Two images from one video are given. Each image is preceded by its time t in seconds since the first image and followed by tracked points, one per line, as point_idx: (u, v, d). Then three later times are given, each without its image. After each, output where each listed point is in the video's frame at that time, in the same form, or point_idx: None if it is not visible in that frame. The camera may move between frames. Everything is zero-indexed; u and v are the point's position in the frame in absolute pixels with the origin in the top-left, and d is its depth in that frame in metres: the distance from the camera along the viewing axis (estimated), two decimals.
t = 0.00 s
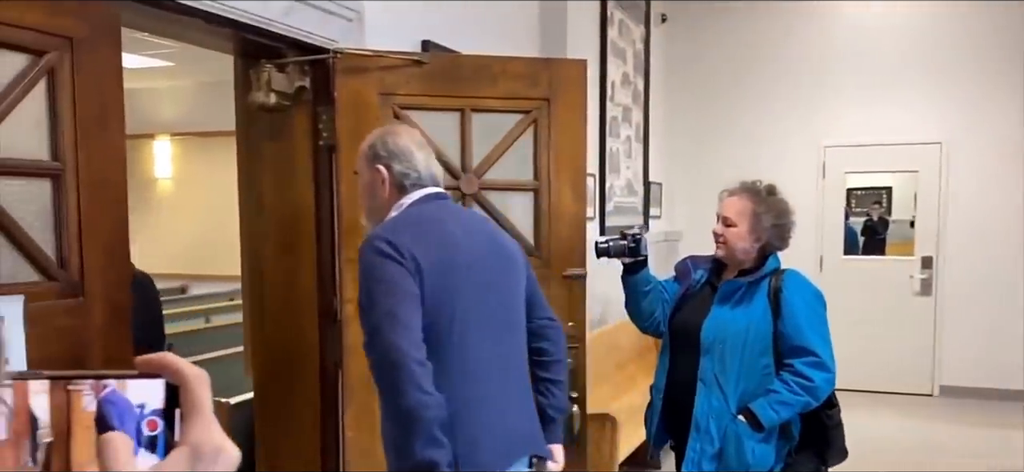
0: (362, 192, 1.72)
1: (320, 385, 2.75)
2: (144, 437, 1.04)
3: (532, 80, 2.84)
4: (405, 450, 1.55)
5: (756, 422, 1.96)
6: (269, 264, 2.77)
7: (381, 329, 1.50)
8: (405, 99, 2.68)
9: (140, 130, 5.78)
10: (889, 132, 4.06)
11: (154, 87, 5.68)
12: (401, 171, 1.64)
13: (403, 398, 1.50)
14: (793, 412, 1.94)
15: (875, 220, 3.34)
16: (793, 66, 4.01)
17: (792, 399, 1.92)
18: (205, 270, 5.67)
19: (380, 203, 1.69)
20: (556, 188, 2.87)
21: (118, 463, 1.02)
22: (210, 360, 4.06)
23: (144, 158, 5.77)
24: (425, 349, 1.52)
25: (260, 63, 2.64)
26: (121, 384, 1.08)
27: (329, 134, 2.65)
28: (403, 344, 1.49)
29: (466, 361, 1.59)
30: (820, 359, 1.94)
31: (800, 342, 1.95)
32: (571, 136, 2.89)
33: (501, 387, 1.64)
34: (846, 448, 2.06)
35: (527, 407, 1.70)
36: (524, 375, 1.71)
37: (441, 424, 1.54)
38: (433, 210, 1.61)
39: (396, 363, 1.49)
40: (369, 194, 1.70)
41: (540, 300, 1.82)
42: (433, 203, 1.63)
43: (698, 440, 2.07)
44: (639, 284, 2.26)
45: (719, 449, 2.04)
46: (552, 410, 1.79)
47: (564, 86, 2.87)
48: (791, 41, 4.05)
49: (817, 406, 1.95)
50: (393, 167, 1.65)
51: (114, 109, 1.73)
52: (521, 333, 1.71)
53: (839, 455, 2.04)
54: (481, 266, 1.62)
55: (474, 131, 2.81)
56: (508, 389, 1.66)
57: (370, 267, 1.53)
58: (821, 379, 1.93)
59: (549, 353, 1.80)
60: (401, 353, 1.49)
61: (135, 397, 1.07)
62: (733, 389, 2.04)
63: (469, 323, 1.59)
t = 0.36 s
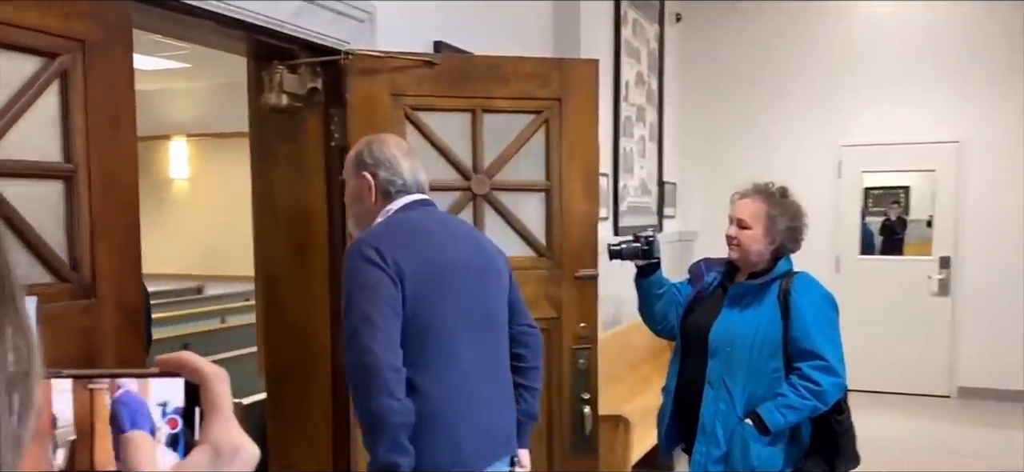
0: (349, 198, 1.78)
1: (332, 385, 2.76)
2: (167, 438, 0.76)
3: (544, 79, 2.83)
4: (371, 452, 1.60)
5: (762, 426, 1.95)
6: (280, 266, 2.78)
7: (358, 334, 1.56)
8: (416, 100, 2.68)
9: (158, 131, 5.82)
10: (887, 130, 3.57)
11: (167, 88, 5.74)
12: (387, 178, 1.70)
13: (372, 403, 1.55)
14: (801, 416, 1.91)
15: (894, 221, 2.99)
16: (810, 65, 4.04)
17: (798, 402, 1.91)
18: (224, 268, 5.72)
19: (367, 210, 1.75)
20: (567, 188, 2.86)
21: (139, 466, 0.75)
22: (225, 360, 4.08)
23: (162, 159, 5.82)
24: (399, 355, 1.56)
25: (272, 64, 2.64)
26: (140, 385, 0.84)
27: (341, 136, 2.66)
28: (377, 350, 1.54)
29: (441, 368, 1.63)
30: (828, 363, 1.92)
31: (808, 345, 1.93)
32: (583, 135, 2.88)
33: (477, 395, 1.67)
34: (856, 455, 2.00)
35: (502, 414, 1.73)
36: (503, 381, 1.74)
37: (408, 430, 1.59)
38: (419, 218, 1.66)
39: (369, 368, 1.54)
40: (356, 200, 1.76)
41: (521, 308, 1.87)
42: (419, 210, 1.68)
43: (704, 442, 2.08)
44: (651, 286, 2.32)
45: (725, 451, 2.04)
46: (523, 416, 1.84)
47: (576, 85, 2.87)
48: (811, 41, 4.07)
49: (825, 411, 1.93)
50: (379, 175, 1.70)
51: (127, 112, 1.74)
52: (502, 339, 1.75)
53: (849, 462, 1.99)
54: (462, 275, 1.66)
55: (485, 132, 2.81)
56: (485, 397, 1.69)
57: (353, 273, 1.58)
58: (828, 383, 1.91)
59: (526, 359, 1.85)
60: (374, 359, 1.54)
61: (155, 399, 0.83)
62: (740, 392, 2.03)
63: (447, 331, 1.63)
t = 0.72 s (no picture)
0: (339, 200, 1.81)
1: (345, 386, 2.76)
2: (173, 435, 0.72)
3: (558, 80, 2.82)
4: (345, 451, 1.62)
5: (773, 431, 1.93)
6: (293, 266, 2.79)
7: (345, 336, 1.58)
8: (428, 101, 2.68)
9: (176, 133, 5.87)
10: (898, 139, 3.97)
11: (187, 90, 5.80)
12: (376, 181, 1.73)
13: (353, 403, 1.58)
14: (812, 421, 1.90)
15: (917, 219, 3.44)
16: (829, 67, 4.36)
17: (811, 407, 1.89)
18: (242, 269, 5.76)
19: (356, 212, 1.78)
20: (581, 189, 2.84)
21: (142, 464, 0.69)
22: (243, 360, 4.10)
23: (180, 161, 5.86)
24: (382, 357, 1.60)
25: (285, 65, 2.66)
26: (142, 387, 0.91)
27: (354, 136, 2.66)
28: (361, 351, 1.57)
29: (423, 371, 1.67)
30: (841, 367, 1.90)
31: (822, 349, 1.91)
32: (597, 135, 2.86)
33: (458, 399, 1.71)
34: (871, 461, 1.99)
35: (479, 419, 1.77)
36: (483, 386, 1.78)
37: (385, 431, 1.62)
38: (410, 223, 1.69)
39: (353, 369, 1.57)
40: (346, 202, 1.78)
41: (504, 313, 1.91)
42: (409, 214, 1.71)
43: (715, 446, 2.06)
44: (668, 289, 2.30)
45: (736, 455, 2.03)
46: (499, 419, 1.88)
47: (591, 85, 2.85)
48: (829, 42, 4.36)
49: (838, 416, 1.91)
50: (369, 177, 1.73)
51: (138, 114, 1.75)
52: (483, 346, 1.79)
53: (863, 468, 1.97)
54: (449, 281, 1.70)
55: (497, 133, 2.81)
56: (466, 400, 1.73)
57: (343, 274, 1.61)
58: (842, 388, 1.89)
59: (505, 364, 1.90)
60: (359, 360, 1.57)
61: (161, 400, 0.88)
62: (752, 396, 2.01)
63: (432, 334, 1.67)
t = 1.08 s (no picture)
0: (325, 200, 1.83)
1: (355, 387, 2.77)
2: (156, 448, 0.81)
3: (570, 82, 2.81)
4: (324, 444, 1.65)
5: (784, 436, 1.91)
6: (303, 268, 2.80)
7: (333, 332, 1.61)
8: (439, 103, 2.68)
9: (197, 135, 5.93)
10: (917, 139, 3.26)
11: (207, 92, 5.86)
12: (362, 181, 1.74)
13: (337, 399, 1.61)
14: (823, 427, 1.87)
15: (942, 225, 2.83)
16: (850, 67, 3.75)
17: (821, 412, 1.87)
18: (261, 270, 5.80)
19: (341, 211, 1.79)
20: (592, 192, 2.83)
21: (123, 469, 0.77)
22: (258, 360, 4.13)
23: (201, 163, 5.93)
24: (369, 355, 1.62)
25: (296, 67, 2.66)
26: (121, 398, 0.85)
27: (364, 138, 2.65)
28: (350, 348, 1.60)
29: (408, 369, 1.69)
30: (853, 372, 1.87)
31: (834, 354, 1.89)
32: (608, 136, 2.85)
33: (442, 396, 1.74)
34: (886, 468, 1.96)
35: (462, 418, 1.80)
36: (465, 385, 1.81)
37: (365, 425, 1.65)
38: (398, 223, 1.72)
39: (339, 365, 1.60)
40: (332, 202, 1.80)
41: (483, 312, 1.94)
42: (395, 214, 1.73)
43: (724, 451, 2.04)
44: (683, 292, 2.32)
45: (746, 460, 2.00)
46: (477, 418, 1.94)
47: (602, 88, 2.84)
48: (847, 41, 3.82)
49: (850, 422, 1.89)
50: (355, 177, 1.75)
51: (147, 117, 1.76)
52: (465, 345, 1.83)
53: None
54: (436, 281, 1.73)
55: (509, 135, 2.80)
56: (450, 398, 1.76)
57: (333, 272, 1.62)
58: (853, 394, 1.86)
59: (482, 364, 1.94)
60: (346, 357, 1.60)
61: (142, 410, 0.84)
62: (762, 401, 1.99)
63: (417, 334, 1.69)
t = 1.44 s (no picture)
0: (314, 200, 1.88)
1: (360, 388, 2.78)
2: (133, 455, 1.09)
3: (576, 83, 2.81)
4: (310, 440, 1.70)
5: (789, 440, 1.90)
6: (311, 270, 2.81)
7: (325, 331, 1.67)
8: (445, 104, 2.68)
9: (213, 136, 5.96)
10: (955, 139, 3.06)
11: (221, 94, 5.90)
12: (352, 181, 1.81)
13: (326, 396, 1.67)
14: (829, 432, 1.85)
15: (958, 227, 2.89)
16: (869, 68, 3.58)
17: (827, 416, 1.85)
18: (272, 271, 5.82)
19: (332, 211, 1.85)
20: (598, 194, 2.83)
21: None
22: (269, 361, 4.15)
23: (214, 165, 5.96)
24: (359, 353, 1.69)
25: (303, 69, 2.63)
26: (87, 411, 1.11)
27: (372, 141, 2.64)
28: (341, 346, 1.67)
29: (395, 367, 1.77)
30: (860, 377, 1.86)
31: (840, 358, 1.88)
32: (614, 138, 2.84)
33: (428, 392, 1.81)
34: None
35: (448, 415, 1.88)
36: (451, 383, 1.89)
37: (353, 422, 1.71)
38: (389, 224, 1.78)
39: (330, 362, 1.67)
40: (323, 203, 1.85)
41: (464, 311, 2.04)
42: (385, 213, 1.80)
43: (730, 455, 2.03)
44: (691, 294, 2.30)
45: (752, 465, 1.99)
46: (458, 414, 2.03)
47: (608, 89, 2.83)
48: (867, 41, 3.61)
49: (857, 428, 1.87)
50: (346, 176, 1.81)
51: (153, 119, 1.77)
52: (450, 344, 1.91)
53: None
54: (423, 282, 1.81)
55: (515, 136, 2.80)
56: (435, 394, 1.83)
57: (326, 272, 1.69)
58: (860, 398, 1.85)
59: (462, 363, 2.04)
60: (337, 354, 1.67)
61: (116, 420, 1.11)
62: (768, 405, 1.98)
63: (404, 332, 1.77)
